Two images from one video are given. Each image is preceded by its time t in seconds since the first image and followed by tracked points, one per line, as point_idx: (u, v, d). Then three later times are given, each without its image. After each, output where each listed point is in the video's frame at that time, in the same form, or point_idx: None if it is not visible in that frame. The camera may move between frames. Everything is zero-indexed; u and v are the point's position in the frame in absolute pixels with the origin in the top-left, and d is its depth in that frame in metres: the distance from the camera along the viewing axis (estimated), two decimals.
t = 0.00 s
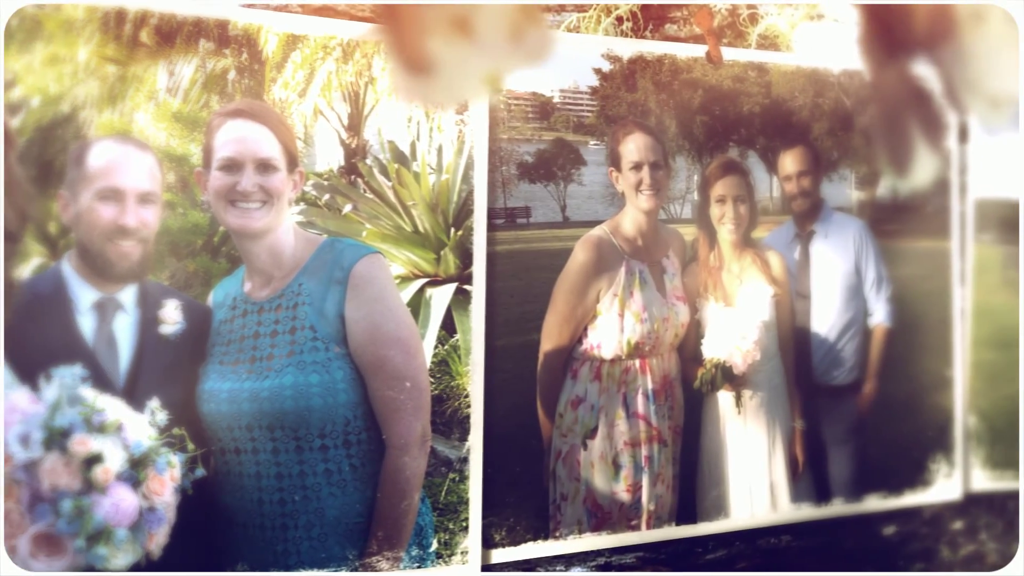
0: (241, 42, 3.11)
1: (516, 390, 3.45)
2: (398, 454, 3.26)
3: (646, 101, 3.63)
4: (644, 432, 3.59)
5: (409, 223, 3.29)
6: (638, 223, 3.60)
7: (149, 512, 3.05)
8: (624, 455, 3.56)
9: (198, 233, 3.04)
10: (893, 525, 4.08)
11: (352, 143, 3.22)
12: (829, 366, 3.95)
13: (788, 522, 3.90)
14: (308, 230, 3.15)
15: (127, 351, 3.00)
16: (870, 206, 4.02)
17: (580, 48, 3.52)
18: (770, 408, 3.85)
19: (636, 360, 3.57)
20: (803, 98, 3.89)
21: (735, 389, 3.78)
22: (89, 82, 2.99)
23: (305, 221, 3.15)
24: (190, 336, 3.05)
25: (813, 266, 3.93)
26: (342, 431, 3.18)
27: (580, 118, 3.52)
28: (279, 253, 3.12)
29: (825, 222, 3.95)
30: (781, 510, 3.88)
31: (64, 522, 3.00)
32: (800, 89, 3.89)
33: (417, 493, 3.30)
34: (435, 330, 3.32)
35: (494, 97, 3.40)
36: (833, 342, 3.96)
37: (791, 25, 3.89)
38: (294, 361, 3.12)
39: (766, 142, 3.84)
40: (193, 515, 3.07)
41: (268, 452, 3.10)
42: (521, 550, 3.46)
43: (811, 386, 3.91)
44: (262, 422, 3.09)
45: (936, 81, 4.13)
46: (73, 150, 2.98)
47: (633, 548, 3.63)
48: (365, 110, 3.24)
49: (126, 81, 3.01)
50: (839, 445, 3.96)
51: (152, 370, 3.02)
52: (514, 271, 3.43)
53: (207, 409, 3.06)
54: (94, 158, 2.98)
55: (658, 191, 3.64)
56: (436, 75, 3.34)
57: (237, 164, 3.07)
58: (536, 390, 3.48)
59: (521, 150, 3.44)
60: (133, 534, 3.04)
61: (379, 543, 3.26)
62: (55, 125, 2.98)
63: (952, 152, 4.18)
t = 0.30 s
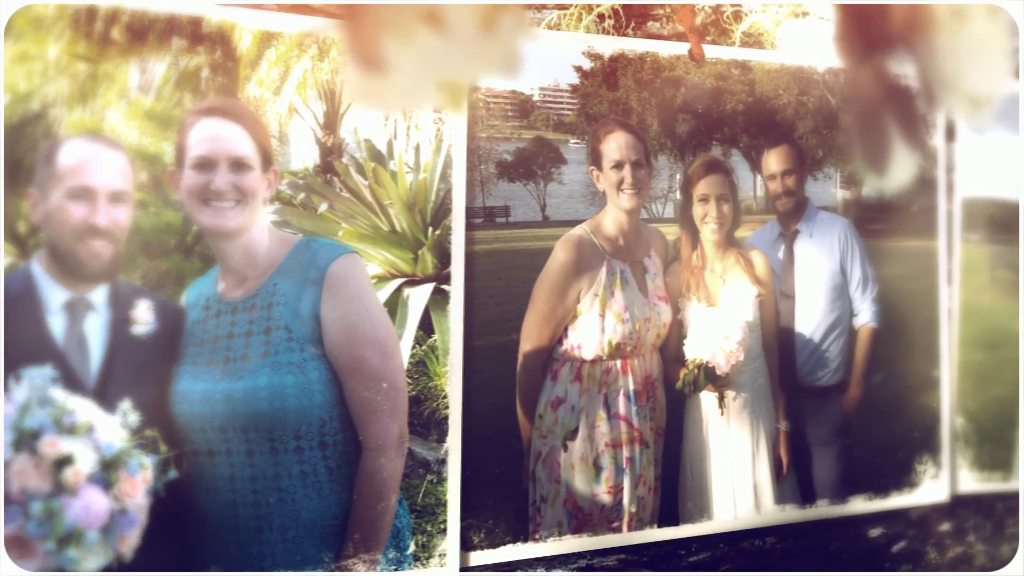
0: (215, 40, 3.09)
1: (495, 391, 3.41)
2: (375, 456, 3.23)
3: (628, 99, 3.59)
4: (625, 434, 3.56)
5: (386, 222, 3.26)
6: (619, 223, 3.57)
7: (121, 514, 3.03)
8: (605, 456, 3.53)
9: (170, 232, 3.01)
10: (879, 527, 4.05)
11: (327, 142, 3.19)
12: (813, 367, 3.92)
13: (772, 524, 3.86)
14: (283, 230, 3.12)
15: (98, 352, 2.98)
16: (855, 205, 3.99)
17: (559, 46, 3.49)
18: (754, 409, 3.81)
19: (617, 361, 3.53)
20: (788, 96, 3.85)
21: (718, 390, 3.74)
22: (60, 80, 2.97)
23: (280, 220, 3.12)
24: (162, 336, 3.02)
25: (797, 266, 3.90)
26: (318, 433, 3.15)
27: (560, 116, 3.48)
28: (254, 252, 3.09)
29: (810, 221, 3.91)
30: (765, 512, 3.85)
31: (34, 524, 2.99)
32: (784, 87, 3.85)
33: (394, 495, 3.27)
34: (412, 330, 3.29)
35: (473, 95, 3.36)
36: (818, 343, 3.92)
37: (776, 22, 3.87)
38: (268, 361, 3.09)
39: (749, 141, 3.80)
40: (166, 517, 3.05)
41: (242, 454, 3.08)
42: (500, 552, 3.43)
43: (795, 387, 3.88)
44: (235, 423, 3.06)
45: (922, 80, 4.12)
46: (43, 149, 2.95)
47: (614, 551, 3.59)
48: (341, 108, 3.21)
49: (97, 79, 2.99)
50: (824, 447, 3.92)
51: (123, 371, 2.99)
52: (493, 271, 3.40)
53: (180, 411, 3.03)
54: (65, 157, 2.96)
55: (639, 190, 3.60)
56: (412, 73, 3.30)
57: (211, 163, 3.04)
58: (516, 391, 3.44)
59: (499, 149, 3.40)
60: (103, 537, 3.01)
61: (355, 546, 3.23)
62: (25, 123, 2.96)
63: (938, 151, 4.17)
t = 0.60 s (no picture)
0: (185, 36, 3.06)
1: (471, 392, 3.38)
2: (349, 456, 3.20)
3: (607, 97, 3.56)
4: (604, 434, 3.53)
5: (360, 221, 3.22)
6: (598, 221, 3.53)
7: (90, 516, 3.01)
8: (583, 457, 3.49)
9: (140, 231, 2.99)
10: (863, 529, 4.02)
11: (300, 139, 3.15)
12: (795, 367, 3.89)
13: (754, 525, 3.83)
14: (255, 228, 3.09)
15: (67, 351, 2.96)
16: (838, 203, 3.96)
17: (538, 43, 3.46)
18: (735, 410, 3.78)
19: (595, 361, 3.50)
20: (770, 94, 3.82)
21: (698, 390, 3.71)
22: (27, 76, 2.96)
23: (252, 219, 3.09)
24: (132, 336, 2.99)
25: (779, 265, 3.87)
26: (291, 434, 3.11)
27: (538, 114, 3.44)
28: (225, 251, 3.05)
29: (792, 220, 3.89)
30: (747, 513, 3.82)
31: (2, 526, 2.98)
32: (766, 84, 3.82)
33: (369, 496, 3.24)
34: (387, 329, 3.26)
35: (449, 92, 3.33)
36: (800, 343, 3.89)
37: (758, 20, 3.83)
38: (240, 361, 3.06)
39: (730, 139, 3.76)
40: (135, 520, 3.02)
41: (213, 455, 3.05)
42: (477, 554, 3.39)
43: (776, 387, 3.86)
44: (206, 424, 3.03)
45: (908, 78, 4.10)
46: (10, 147, 2.94)
47: (593, 552, 3.55)
48: (314, 105, 3.17)
49: (65, 76, 2.98)
50: (805, 447, 3.90)
51: (92, 371, 2.97)
52: (470, 270, 3.36)
53: (150, 412, 3.00)
54: (32, 154, 2.94)
55: (618, 189, 3.57)
56: (387, 71, 3.27)
57: (182, 161, 3.01)
58: (493, 391, 3.40)
59: (476, 147, 3.37)
60: (72, 539, 3.00)
61: (329, 547, 3.21)
62: None
63: (923, 150, 4.14)
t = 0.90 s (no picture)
0: (154, 33, 3.05)
1: (446, 392, 3.34)
2: (321, 457, 3.17)
3: (584, 95, 3.53)
4: (581, 435, 3.49)
5: (332, 219, 3.18)
6: (574, 220, 3.49)
7: (57, 519, 3.01)
8: (560, 458, 3.45)
9: (107, 229, 2.97)
10: (844, 530, 3.99)
11: (271, 137, 3.12)
12: (775, 367, 3.86)
13: (734, 527, 3.80)
14: (225, 228, 3.06)
15: (32, 352, 2.96)
16: (817, 202, 3.94)
17: (514, 40, 3.43)
18: (715, 410, 3.75)
19: (572, 361, 3.45)
20: (750, 91, 3.79)
21: (678, 390, 3.67)
22: None
23: (222, 218, 3.05)
24: (99, 336, 2.97)
25: (759, 265, 3.84)
26: (262, 435, 3.08)
27: (514, 112, 3.40)
28: (194, 250, 3.02)
29: (772, 219, 3.85)
30: (727, 514, 3.79)
31: None
32: (746, 82, 3.79)
33: (341, 498, 3.22)
34: (360, 329, 3.23)
35: (423, 90, 3.29)
36: (779, 344, 3.86)
37: (739, 17, 3.81)
38: (210, 362, 3.02)
39: (710, 137, 3.73)
40: (102, 522, 3.00)
41: (182, 457, 3.02)
42: (452, 557, 3.36)
43: (756, 387, 3.83)
44: (175, 425, 3.00)
45: (889, 75, 4.07)
46: None
47: (571, 555, 3.52)
48: (286, 102, 3.14)
49: (32, 73, 2.97)
50: (785, 448, 3.87)
51: (58, 371, 2.96)
52: (444, 270, 3.32)
53: (117, 413, 2.98)
54: None
55: (596, 187, 3.52)
56: (360, 68, 3.24)
57: (150, 159, 2.98)
58: (468, 392, 3.36)
59: (450, 145, 3.32)
60: (37, 540, 3.01)
61: (301, 549, 3.19)
62: None
63: (905, 149, 4.11)
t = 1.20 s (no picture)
0: (122, 30, 3.02)
1: (420, 394, 3.30)
2: (293, 459, 3.14)
3: (561, 93, 3.49)
4: (558, 437, 3.45)
5: (304, 219, 3.15)
6: (551, 220, 3.45)
7: (23, 522, 3.01)
8: (536, 460, 3.42)
9: (74, 229, 2.94)
10: (826, 532, 3.97)
11: (242, 136, 3.09)
12: (755, 368, 3.83)
13: (714, 529, 3.77)
14: (194, 227, 3.02)
15: None
16: (799, 202, 3.91)
17: (490, 38, 3.40)
18: (694, 412, 3.71)
19: (549, 362, 3.41)
20: (729, 90, 3.76)
21: (656, 391, 3.64)
22: None
23: (191, 217, 3.02)
24: (65, 337, 2.95)
25: (739, 265, 3.81)
26: (232, 437, 3.05)
27: (489, 110, 3.37)
28: (163, 250, 2.99)
29: (751, 219, 3.83)
30: (706, 516, 3.76)
31: None
32: (725, 80, 3.76)
33: (314, 500, 3.19)
34: (332, 330, 3.19)
35: (397, 89, 3.26)
36: (759, 344, 3.83)
37: (719, 16, 3.79)
38: (179, 363, 2.99)
39: (688, 136, 3.70)
40: (69, 524, 2.99)
41: (150, 459, 2.99)
42: (426, 559, 3.34)
43: (736, 388, 3.80)
44: (143, 427, 2.97)
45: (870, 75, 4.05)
46: None
47: (548, 557, 3.49)
48: (256, 100, 3.11)
49: None
50: (765, 450, 3.84)
51: (25, 373, 2.95)
52: (419, 270, 3.28)
53: (85, 414, 2.95)
54: None
55: (573, 186, 3.48)
56: (333, 65, 3.20)
57: (118, 157, 2.95)
58: (442, 394, 3.32)
59: (424, 144, 3.28)
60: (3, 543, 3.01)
61: (272, 553, 3.16)
62: None
63: (888, 149, 4.07)
